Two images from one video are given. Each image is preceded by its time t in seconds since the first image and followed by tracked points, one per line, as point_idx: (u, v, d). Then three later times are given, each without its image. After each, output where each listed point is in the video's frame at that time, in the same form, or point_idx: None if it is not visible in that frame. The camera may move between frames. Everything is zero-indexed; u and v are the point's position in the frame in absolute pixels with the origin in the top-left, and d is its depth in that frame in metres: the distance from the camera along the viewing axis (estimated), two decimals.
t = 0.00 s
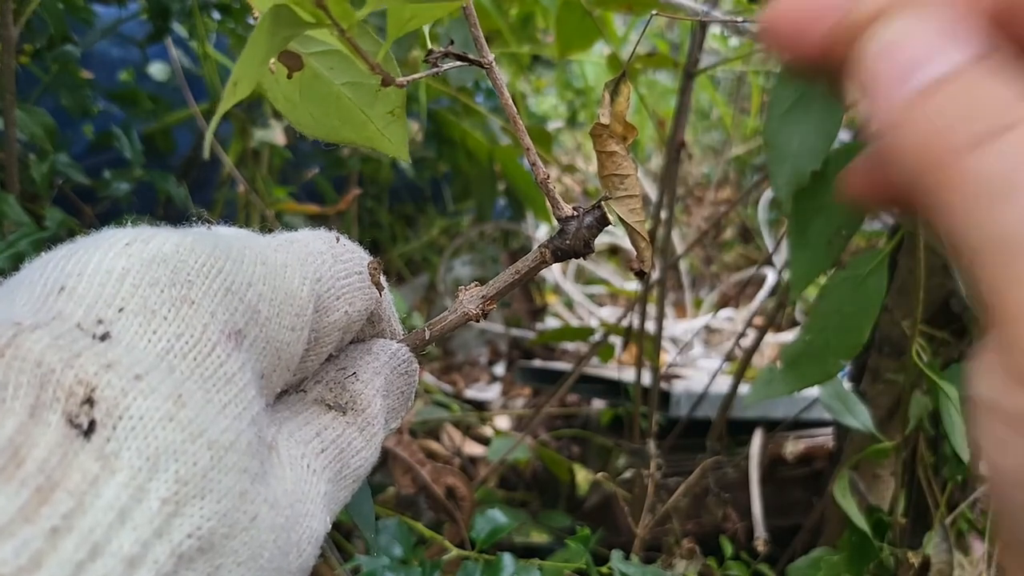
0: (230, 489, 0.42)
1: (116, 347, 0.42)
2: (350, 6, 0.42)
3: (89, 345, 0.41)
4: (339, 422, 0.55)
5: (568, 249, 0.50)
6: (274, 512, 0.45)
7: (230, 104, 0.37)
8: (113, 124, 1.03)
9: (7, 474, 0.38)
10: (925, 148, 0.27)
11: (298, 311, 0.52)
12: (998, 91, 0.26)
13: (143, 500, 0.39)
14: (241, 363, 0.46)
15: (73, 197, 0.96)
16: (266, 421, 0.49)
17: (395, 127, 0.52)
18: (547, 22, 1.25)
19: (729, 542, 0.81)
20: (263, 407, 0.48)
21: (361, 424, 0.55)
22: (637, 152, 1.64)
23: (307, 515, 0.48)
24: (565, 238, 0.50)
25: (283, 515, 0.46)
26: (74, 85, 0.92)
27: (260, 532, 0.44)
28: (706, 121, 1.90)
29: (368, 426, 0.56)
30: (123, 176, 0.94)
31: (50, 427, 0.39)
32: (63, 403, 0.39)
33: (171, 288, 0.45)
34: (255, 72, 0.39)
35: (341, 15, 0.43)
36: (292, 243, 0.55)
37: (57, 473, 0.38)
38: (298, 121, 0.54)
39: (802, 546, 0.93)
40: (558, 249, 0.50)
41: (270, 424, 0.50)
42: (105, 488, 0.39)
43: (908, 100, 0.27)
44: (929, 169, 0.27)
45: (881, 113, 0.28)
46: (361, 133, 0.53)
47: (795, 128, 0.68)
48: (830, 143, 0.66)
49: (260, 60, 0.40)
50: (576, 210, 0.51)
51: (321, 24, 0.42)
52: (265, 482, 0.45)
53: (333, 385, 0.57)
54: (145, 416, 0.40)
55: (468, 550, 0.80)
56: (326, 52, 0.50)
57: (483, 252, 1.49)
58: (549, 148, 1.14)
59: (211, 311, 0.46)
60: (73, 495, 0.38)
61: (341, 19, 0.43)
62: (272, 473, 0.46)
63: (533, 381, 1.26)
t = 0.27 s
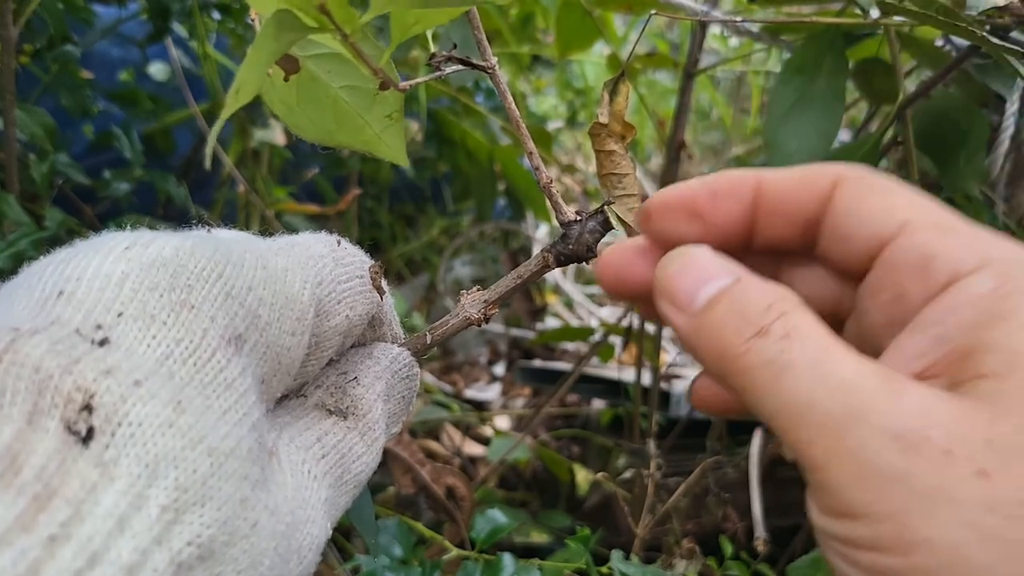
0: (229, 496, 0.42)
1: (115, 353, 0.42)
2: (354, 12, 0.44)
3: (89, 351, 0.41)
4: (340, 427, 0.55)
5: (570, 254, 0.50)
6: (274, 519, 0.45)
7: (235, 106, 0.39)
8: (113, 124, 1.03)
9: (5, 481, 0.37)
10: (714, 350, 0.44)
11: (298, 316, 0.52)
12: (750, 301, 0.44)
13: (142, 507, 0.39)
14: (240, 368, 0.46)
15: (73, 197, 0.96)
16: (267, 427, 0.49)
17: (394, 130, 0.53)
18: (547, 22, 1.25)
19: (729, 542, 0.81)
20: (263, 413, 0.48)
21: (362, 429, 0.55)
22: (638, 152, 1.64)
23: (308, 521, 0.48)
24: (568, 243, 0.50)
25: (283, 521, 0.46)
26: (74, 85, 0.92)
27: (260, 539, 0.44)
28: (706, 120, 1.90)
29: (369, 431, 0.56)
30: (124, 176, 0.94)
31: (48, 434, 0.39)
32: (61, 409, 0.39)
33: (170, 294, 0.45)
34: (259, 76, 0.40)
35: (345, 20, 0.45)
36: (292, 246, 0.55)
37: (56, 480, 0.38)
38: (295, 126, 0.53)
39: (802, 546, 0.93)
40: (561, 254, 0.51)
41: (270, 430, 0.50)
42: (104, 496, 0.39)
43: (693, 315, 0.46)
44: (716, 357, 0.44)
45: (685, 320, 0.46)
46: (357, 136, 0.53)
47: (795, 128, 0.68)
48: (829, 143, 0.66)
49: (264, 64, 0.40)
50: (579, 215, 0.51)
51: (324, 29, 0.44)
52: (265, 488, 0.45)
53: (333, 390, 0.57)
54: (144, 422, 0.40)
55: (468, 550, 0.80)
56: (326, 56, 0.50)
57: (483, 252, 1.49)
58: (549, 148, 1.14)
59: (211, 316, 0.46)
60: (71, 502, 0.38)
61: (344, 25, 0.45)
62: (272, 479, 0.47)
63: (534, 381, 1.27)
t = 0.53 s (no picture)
0: (234, 502, 0.42)
1: (121, 358, 0.42)
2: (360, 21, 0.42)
3: (94, 356, 0.41)
4: (343, 432, 0.55)
5: (575, 261, 0.50)
6: (278, 525, 0.45)
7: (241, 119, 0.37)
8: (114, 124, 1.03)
9: (10, 488, 0.37)
10: (702, 347, 0.50)
11: (302, 321, 0.52)
12: (740, 302, 0.49)
13: (147, 513, 0.39)
14: (245, 374, 0.46)
15: (74, 197, 0.96)
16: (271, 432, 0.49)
17: (402, 135, 0.53)
18: (547, 22, 1.25)
19: (729, 543, 0.81)
20: (268, 418, 0.48)
21: (366, 434, 0.56)
22: (637, 152, 1.64)
23: (312, 526, 0.48)
24: (572, 249, 0.51)
25: (287, 527, 0.46)
26: (75, 86, 0.92)
27: (265, 545, 0.44)
28: (706, 121, 1.90)
29: (373, 436, 0.56)
30: (124, 176, 0.94)
31: (53, 440, 0.38)
32: (67, 414, 0.39)
33: (176, 299, 0.45)
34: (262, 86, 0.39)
35: (351, 29, 0.43)
36: (297, 251, 0.55)
37: (61, 486, 0.38)
38: (305, 133, 0.54)
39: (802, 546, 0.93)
40: (565, 261, 0.51)
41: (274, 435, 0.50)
42: (109, 501, 0.38)
43: (680, 312, 0.51)
44: (703, 353, 0.50)
45: (672, 317, 0.52)
46: (365, 141, 0.53)
47: (795, 128, 0.68)
48: (829, 142, 0.66)
49: (268, 75, 0.39)
50: (583, 221, 0.51)
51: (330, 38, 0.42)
52: (270, 494, 0.45)
53: (337, 395, 0.57)
54: (149, 428, 0.40)
55: (468, 550, 0.80)
56: (333, 63, 0.50)
57: (483, 252, 1.49)
58: (549, 148, 1.13)
59: (215, 322, 0.46)
60: (76, 508, 0.38)
61: (348, 32, 0.43)
62: (276, 485, 0.47)
63: (534, 381, 1.27)
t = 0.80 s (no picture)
0: (238, 507, 0.42)
1: (127, 364, 0.42)
2: (366, 29, 0.43)
3: (100, 362, 0.41)
4: (346, 437, 0.55)
5: (576, 268, 0.51)
6: (281, 530, 0.45)
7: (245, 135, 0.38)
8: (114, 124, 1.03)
9: (16, 492, 0.37)
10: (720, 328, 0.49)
11: (306, 327, 0.52)
12: (751, 281, 0.49)
13: (152, 517, 0.39)
14: (249, 379, 0.47)
15: (74, 197, 0.96)
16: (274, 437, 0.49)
17: (417, 143, 0.53)
18: (547, 22, 1.25)
19: (729, 543, 0.81)
20: (271, 424, 0.48)
21: (368, 439, 0.55)
22: (637, 152, 1.64)
23: (314, 531, 0.48)
24: (574, 256, 0.51)
25: (290, 532, 0.45)
26: (75, 85, 0.92)
27: (267, 550, 0.43)
28: (706, 120, 1.90)
29: (375, 441, 0.56)
30: (124, 176, 0.94)
31: (59, 444, 0.39)
32: (73, 419, 0.39)
33: (181, 305, 0.45)
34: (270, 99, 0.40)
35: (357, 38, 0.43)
36: (301, 258, 0.55)
37: (67, 490, 0.38)
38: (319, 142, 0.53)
39: (802, 546, 0.93)
40: (567, 269, 0.51)
41: (278, 440, 0.50)
42: (115, 505, 0.38)
43: (694, 292, 0.51)
44: (722, 334, 0.49)
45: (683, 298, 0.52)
46: (382, 150, 0.53)
47: (795, 127, 0.68)
48: (829, 143, 0.66)
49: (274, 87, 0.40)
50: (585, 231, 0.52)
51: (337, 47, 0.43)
52: (273, 499, 0.45)
53: (339, 400, 0.57)
54: (155, 432, 0.41)
55: (468, 550, 0.80)
56: (344, 72, 0.51)
57: (483, 252, 1.49)
58: (549, 148, 1.13)
59: (220, 327, 0.46)
60: (82, 512, 0.38)
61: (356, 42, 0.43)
62: (279, 490, 0.47)
63: (534, 381, 1.27)
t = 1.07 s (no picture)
0: (220, 487, 0.43)
1: (104, 349, 0.42)
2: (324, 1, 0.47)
3: (77, 348, 0.41)
4: (332, 420, 0.55)
5: (557, 241, 0.50)
6: (266, 510, 0.45)
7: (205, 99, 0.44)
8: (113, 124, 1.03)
9: None
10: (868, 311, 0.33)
11: (288, 310, 0.52)
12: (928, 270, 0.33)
13: (133, 500, 0.39)
14: (229, 362, 0.47)
15: (73, 197, 0.96)
16: (258, 420, 0.49)
17: (383, 118, 0.57)
18: (547, 22, 1.25)
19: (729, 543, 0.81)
20: (253, 406, 0.48)
21: (356, 421, 0.56)
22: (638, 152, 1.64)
23: (300, 511, 0.48)
24: (554, 229, 0.50)
25: (275, 512, 0.46)
26: (74, 85, 0.92)
27: (253, 530, 0.44)
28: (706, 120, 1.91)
29: (363, 423, 0.56)
30: (124, 176, 0.94)
31: (37, 430, 0.39)
32: (51, 404, 0.39)
33: (159, 290, 0.45)
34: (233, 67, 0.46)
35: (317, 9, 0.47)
36: (281, 242, 0.55)
37: (46, 475, 0.38)
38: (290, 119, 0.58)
39: (803, 546, 0.93)
40: (547, 242, 0.50)
41: (263, 423, 0.50)
42: (95, 489, 0.38)
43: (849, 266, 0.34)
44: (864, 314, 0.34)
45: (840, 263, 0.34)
46: (351, 126, 0.58)
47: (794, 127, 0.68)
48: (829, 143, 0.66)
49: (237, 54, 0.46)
50: (565, 203, 0.51)
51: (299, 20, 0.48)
52: (257, 480, 0.45)
53: (326, 383, 0.57)
54: (133, 417, 0.41)
55: (468, 550, 0.80)
56: (311, 52, 0.55)
57: (483, 252, 1.49)
58: (549, 148, 1.14)
59: (199, 311, 0.46)
60: (62, 496, 0.38)
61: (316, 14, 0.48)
62: (263, 471, 0.47)
63: (534, 381, 1.27)
